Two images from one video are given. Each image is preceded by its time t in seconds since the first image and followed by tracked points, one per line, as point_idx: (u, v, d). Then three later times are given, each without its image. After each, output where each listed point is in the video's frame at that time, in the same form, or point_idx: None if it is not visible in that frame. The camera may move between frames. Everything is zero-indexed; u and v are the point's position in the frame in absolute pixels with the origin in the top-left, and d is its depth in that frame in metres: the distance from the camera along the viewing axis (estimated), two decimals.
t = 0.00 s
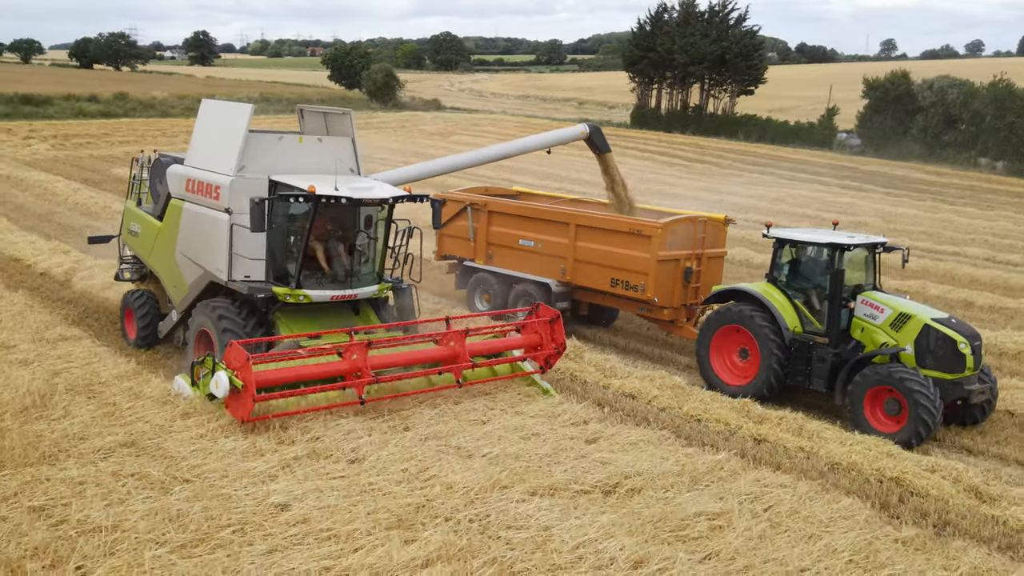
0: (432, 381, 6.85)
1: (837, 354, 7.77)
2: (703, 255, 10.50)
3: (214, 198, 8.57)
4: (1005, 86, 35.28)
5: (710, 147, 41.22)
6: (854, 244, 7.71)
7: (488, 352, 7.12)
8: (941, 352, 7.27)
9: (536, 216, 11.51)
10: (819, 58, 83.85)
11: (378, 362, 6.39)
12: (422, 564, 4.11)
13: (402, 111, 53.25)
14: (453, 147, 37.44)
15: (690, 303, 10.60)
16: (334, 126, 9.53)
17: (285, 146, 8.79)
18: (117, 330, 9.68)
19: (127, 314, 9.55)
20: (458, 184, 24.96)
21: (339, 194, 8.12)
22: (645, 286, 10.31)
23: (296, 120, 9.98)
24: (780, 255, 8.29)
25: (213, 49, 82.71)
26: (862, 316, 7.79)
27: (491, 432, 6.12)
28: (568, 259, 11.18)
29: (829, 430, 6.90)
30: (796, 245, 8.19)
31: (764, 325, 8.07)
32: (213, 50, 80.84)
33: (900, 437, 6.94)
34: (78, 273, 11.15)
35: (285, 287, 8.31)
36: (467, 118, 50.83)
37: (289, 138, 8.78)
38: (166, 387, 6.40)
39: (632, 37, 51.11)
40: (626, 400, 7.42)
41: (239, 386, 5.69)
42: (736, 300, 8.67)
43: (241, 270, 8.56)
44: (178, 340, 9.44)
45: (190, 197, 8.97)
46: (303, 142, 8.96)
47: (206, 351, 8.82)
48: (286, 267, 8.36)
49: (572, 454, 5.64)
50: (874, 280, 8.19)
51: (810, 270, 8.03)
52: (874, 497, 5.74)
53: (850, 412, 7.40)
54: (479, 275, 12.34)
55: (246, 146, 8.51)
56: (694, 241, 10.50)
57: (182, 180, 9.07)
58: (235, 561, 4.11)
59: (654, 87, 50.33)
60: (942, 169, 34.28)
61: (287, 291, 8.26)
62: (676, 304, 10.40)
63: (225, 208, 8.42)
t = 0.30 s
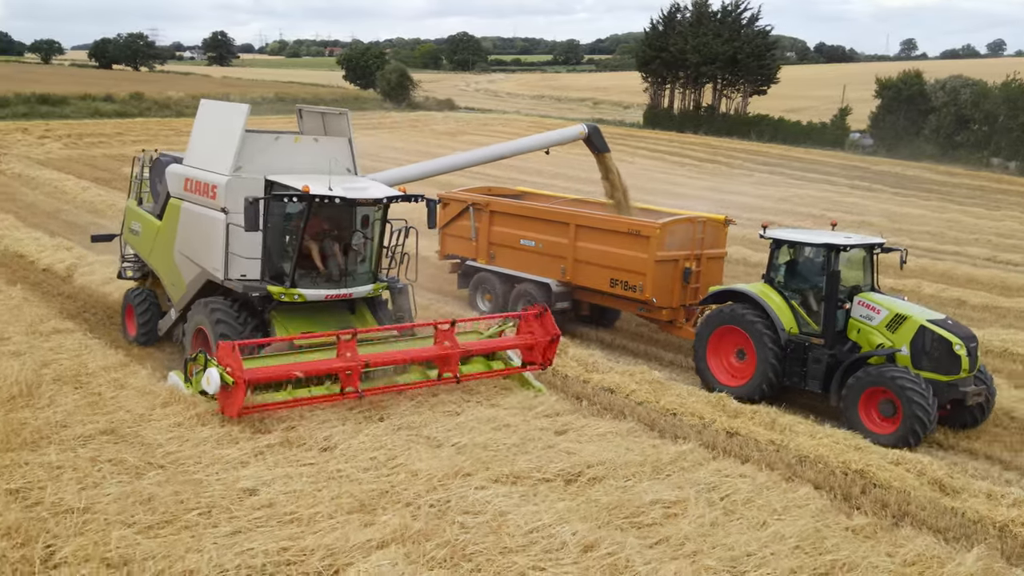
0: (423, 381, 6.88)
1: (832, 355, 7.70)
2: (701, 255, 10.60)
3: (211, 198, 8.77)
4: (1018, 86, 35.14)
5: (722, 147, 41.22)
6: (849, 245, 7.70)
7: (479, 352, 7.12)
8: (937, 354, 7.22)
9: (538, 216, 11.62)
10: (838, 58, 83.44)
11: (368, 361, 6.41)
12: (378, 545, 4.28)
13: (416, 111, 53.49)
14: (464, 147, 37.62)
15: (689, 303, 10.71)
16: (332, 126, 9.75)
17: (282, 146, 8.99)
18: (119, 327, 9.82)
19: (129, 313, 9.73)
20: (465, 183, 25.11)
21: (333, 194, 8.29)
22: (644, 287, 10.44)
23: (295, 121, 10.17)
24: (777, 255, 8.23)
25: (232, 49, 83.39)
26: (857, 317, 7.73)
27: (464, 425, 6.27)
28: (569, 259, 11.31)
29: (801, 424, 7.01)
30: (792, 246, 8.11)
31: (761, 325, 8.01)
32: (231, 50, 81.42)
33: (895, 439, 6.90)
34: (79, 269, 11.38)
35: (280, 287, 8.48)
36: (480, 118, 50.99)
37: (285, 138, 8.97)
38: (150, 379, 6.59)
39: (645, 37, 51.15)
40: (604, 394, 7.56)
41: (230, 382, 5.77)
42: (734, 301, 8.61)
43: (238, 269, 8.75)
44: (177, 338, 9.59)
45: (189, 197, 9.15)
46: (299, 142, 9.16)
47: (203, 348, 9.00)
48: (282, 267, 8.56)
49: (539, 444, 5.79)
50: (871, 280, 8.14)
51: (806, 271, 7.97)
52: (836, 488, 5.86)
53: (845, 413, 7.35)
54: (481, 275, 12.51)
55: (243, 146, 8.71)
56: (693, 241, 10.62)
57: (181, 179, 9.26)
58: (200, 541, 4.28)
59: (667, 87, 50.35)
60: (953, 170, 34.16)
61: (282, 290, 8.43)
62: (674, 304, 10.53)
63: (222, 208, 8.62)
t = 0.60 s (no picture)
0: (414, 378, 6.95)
1: (827, 356, 7.70)
2: (700, 256, 10.68)
3: (206, 197, 8.94)
4: None
5: (737, 147, 41.22)
6: (844, 246, 7.68)
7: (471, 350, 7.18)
8: (932, 356, 7.18)
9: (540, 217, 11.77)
10: (861, 59, 82.91)
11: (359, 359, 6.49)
12: (329, 526, 4.47)
13: (433, 110, 53.75)
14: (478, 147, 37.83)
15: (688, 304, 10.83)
16: (329, 126, 9.93)
17: (277, 146, 9.13)
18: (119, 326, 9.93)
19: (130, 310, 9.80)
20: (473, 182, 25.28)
21: (326, 194, 8.47)
22: (642, 288, 10.57)
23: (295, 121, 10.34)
24: (773, 257, 8.24)
25: (254, 49, 84.00)
26: (853, 318, 7.69)
27: (434, 417, 6.45)
28: (568, 260, 11.47)
29: (768, 418, 7.14)
30: (789, 247, 8.11)
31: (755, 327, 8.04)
32: (253, 50, 82.10)
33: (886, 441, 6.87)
34: (81, 264, 11.64)
35: (274, 286, 8.68)
36: (496, 117, 51.19)
37: (281, 138, 9.11)
38: (133, 372, 6.80)
39: (661, 37, 51.17)
40: (580, 388, 7.73)
41: (218, 379, 5.84)
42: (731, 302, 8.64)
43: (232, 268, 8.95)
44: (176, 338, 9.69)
45: (186, 196, 9.30)
46: (295, 142, 9.29)
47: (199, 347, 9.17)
48: (275, 266, 8.73)
49: (504, 434, 5.96)
50: (870, 282, 8.10)
51: (802, 273, 7.96)
52: (796, 480, 6.00)
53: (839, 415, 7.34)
54: (483, 275, 12.69)
55: (238, 146, 8.86)
56: (691, 242, 10.72)
57: (179, 179, 9.40)
58: (159, 519, 4.48)
59: (683, 87, 50.34)
60: (968, 170, 33.99)
61: (275, 289, 8.63)
62: (672, 305, 10.65)
63: (217, 208, 8.79)
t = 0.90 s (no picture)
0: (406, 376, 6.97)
1: (822, 358, 7.64)
2: (699, 257, 10.73)
3: (202, 197, 8.99)
4: None
5: (751, 147, 41.16)
6: (842, 248, 7.61)
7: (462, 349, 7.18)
8: (928, 359, 7.09)
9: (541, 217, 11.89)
10: (883, 59, 82.36)
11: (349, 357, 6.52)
12: (291, 510, 4.63)
13: (448, 110, 53.98)
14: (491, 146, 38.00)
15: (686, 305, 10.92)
16: (326, 126, 9.92)
17: (272, 145, 9.14)
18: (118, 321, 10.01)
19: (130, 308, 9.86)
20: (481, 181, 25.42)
21: (319, 194, 8.51)
22: (640, 288, 10.66)
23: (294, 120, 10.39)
24: (769, 258, 8.18)
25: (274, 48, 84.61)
26: (849, 320, 7.60)
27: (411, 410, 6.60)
28: (568, 260, 11.58)
29: (742, 413, 7.24)
30: (784, 249, 8.06)
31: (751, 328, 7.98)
32: (273, 50, 82.69)
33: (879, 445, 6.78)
34: (83, 260, 11.88)
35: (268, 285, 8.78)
36: (512, 117, 51.34)
37: (277, 139, 9.12)
38: (120, 364, 7.01)
39: (677, 37, 51.12)
40: (561, 382, 7.86)
41: (206, 377, 5.88)
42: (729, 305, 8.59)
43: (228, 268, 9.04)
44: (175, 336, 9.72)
45: (183, 196, 9.37)
46: (291, 142, 9.28)
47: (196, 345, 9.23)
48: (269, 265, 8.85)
49: (474, 425, 6.11)
50: (868, 284, 8.02)
51: (797, 275, 7.91)
52: (763, 472, 6.10)
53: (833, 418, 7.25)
54: (485, 275, 12.83)
55: (233, 147, 8.89)
56: (691, 243, 10.79)
57: (176, 178, 9.46)
58: (127, 501, 4.66)
59: (699, 87, 50.28)
60: (982, 171, 33.79)
61: (269, 288, 8.72)
62: (671, 305, 10.73)
63: (212, 207, 8.84)
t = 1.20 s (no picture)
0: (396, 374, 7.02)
1: (816, 361, 7.60)
2: (698, 257, 10.79)
3: (196, 196, 8.97)
4: None
5: (769, 147, 41.08)
6: (837, 249, 7.58)
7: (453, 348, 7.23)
8: (922, 362, 7.04)
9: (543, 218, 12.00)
10: (910, 59, 81.69)
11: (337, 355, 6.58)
12: (250, 492, 4.80)
13: (467, 110, 54.21)
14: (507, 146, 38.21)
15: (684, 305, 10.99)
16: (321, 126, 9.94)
17: (266, 145, 9.14)
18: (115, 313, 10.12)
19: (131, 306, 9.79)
20: (491, 180, 25.58)
21: (310, 193, 8.51)
22: (639, 289, 10.72)
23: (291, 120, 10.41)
24: (765, 259, 8.16)
25: (298, 48, 85.29)
26: (844, 322, 7.56)
27: (386, 402, 6.76)
28: (568, 260, 11.68)
29: (714, 406, 7.35)
30: (780, 250, 8.05)
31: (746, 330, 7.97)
32: (297, 51, 83.32)
33: (871, 448, 6.74)
34: (88, 256, 12.14)
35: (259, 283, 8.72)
36: (530, 117, 51.51)
37: (270, 138, 9.11)
38: (106, 354, 7.24)
39: (696, 37, 51.05)
40: (541, 376, 8.02)
41: (193, 373, 5.98)
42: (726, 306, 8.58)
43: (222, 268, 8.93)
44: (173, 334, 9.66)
45: (180, 195, 9.33)
46: (285, 142, 9.29)
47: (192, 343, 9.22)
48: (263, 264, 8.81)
49: (442, 415, 6.28)
50: (865, 287, 7.98)
51: (792, 277, 7.89)
52: (728, 464, 6.23)
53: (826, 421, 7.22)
54: (488, 275, 12.97)
55: (226, 146, 8.86)
56: (690, 244, 10.86)
57: (172, 178, 9.43)
58: (95, 482, 4.86)
59: (717, 87, 50.20)
60: (1000, 172, 33.56)
61: (260, 286, 8.67)
62: (669, 306, 10.77)
63: (206, 206, 8.80)
